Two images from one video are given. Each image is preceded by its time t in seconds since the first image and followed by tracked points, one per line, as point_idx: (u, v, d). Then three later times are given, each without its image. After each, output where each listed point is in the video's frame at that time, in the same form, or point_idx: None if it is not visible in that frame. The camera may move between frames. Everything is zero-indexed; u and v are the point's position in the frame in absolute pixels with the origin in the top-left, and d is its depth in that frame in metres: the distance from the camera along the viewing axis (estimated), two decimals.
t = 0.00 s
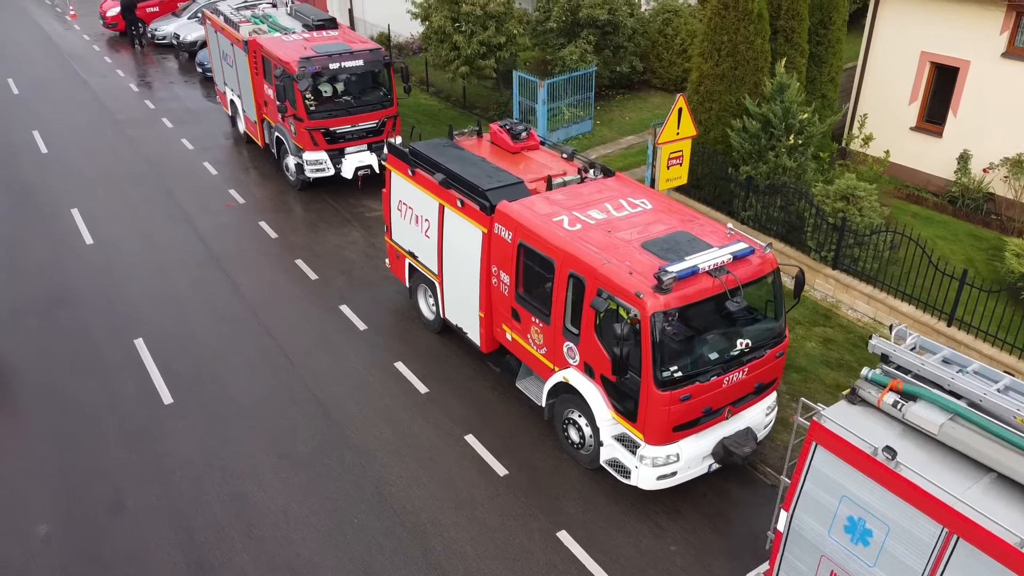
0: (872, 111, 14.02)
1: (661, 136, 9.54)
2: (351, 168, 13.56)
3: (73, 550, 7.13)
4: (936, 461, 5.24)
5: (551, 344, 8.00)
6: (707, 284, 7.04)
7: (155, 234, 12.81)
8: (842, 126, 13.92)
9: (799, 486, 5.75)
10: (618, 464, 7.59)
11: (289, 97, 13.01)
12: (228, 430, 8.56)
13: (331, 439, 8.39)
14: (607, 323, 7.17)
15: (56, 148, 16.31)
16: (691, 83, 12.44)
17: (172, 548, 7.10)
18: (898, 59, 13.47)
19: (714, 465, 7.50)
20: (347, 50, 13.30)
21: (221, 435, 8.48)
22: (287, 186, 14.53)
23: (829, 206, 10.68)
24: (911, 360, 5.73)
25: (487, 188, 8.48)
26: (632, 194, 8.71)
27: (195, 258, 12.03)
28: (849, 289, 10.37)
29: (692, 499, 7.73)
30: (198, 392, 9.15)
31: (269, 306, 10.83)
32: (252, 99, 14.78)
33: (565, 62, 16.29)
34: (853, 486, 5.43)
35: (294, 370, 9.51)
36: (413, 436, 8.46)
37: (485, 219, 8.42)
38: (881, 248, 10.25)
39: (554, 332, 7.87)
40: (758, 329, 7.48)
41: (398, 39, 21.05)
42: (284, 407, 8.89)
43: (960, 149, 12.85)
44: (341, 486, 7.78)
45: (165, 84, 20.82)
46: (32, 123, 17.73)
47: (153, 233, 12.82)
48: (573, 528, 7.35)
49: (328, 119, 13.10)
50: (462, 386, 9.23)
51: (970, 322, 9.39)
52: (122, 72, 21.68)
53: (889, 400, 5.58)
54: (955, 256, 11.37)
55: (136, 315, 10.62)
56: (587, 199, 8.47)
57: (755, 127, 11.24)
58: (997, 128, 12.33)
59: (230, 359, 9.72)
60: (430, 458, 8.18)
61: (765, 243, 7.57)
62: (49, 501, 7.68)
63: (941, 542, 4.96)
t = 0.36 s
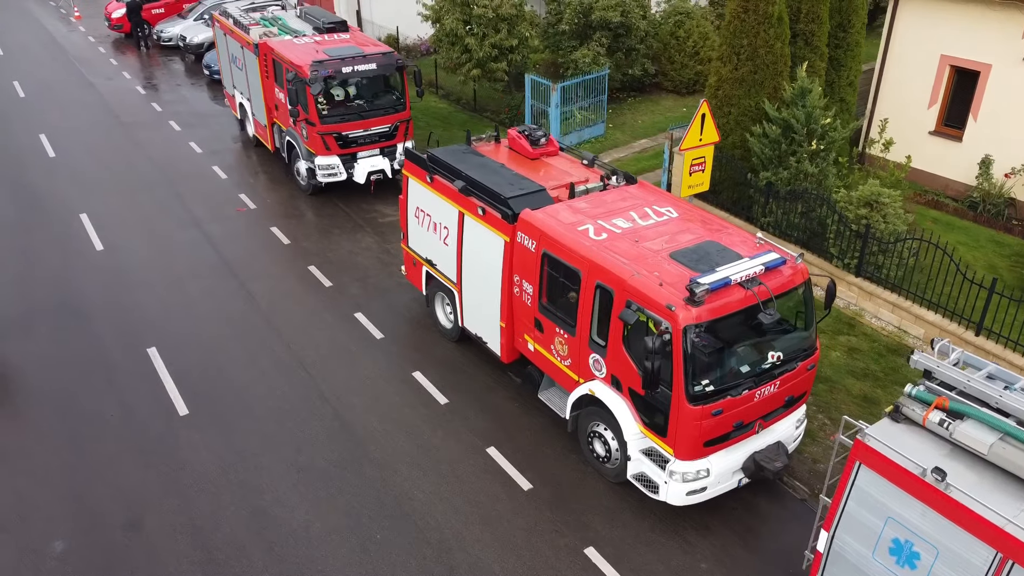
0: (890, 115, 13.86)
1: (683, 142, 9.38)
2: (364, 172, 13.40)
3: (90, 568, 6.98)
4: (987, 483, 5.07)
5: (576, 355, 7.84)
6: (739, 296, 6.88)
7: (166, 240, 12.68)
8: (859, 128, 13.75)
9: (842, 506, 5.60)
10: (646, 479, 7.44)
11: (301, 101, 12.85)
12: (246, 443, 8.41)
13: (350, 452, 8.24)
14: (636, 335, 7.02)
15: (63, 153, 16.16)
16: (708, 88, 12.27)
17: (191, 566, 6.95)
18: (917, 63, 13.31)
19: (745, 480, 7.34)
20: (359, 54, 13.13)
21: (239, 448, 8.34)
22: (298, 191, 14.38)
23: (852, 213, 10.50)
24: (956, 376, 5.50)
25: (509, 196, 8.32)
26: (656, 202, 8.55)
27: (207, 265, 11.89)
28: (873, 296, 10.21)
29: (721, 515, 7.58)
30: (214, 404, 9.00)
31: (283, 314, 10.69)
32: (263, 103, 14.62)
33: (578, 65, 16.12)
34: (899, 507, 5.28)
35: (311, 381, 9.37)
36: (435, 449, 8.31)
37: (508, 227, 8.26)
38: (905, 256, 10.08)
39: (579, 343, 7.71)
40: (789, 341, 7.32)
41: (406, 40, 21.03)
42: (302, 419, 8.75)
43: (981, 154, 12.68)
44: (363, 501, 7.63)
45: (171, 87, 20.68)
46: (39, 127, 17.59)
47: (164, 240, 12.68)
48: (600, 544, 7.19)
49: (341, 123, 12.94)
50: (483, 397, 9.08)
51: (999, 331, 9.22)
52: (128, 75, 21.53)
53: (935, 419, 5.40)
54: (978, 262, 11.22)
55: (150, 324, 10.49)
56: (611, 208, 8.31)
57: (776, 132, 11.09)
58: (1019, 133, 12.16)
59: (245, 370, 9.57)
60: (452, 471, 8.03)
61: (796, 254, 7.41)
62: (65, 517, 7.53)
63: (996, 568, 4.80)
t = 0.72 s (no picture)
0: (907, 118, 13.72)
1: (706, 146, 9.26)
2: (376, 176, 13.28)
3: None
4: None
5: (601, 364, 7.72)
6: (772, 305, 6.75)
7: (177, 245, 12.55)
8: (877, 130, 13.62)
9: (884, 520, 5.48)
10: (674, 490, 7.32)
11: (314, 103, 12.71)
12: (265, 452, 8.28)
13: (371, 462, 8.12)
14: (666, 344, 6.89)
15: (72, 156, 16.04)
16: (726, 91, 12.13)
17: None
18: (934, 64, 13.19)
19: (775, 490, 7.21)
20: (372, 56, 13.00)
21: (258, 458, 8.20)
22: (310, 194, 14.26)
23: (875, 217, 10.35)
24: (1001, 388, 5.33)
25: (532, 201, 8.19)
26: (681, 208, 8.43)
27: (220, 270, 11.76)
28: (896, 302, 10.10)
29: (750, 526, 7.46)
30: (231, 412, 8.87)
31: (299, 321, 10.56)
32: (273, 105, 14.49)
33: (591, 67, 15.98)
34: (945, 523, 5.15)
35: (330, 389, 9.24)
36: (457, 459, 8.18)
37: (531, 234, 8.13)
38: (929, 260, 9.94)
39: (606, 352, 7.58)
40: (821, 351, 7.20)
41: (415, 41, 21.00)
42: (321, 428, 8.62)
43: (1001, 157, 12.53)
44: (386, 512, 7.50)
45: (178, 88, 20.55)
46: (47, 129, 17.47)
47: (176, 244, 12.55)
48: (629, 556, 7.07)
49: (354, 126, 12.82)
50: (504, 405, 8.95)
51: None
52: (134, 76, 21.39)
53: (981, 434, 5.25)
54: (1001, 267, 11.08)
55: (164, 330, 10.36)
56: (635, 213, 8.18)
57: (796, 135, 10.95)
58: None
59: (262, 377, 9.45)
60: (474, 481, 7.90)
61: (828, 261, 7.28)
62: (83, 528, 7.41)
63: None
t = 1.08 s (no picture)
0: (926, 122, 13.60)
1: (732, 151, 9.11)
2: (391, 180, 13.14)
3: None
4: None
5: (630, 375, 7.58)
6: (809, 316, 6.60)
7: (190, 251, 12.41)
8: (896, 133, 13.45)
9: (933, 538, 5.35)
10: (706, 504, 7.19)
11: (328, 107, 12.56)
12: (286, 465, 8.15)
13: (395, 475, 7.99)
14: (699, 356, 6.75)
15: (81, 159, 15.91)
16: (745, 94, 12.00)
17: None
18: (955, 67, 13.03)
19: (809, 504, 7.07)
20: (386, 59, 12.84)
21: (281, 470, 8.08)
22: (322, 199, 14.12)
23: (901, 223, 10.20)
24: None
25: (559, 208, 8.04)
26: (709, 215, 8.28)
27: (235, 276, 11.63)
28: (923, 309, 9.90)
29: (783, 540, 7.32)
30: (250, 423, 8.74)
31: (316, 329, 10.42)
32: (285, 109, 14.34)
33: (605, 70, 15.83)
34: (998, 544, 5.01)
35: (350, 399, 9.11)
36: (482, 471, 8.05)
37: (557, 242, 7.98)
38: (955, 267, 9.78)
39: (635, 362, 7.45)
40: (856, 363, 7.05)
41: (424, 43, 20.90)
42: (342, 439, 8.49)
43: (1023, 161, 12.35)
44: (411, 527, 7.36)
45: (186, 90, 20.40)
46: (55, 133, 17.33)
47: (189, 250, 12.42)
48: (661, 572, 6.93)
49: (369, 130, 12.67)
50: (528, 415, 8.82)
51: None
52: (141, 78, 21.24)
53: None
54: None
55: (180, 338, 10.22)
56: (663, 221, 8.03)
57: (819, 140, 10.80)
58: None
59: (280, 387, 9.31)
60: (500, 494, 7.77)
61: (863, 271, 7.14)
62: (103, 543, 7.27)
63: None
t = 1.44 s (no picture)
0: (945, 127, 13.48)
1: (757, 160, 8.97)
2: (405, 187, 13.00)
3: None
4: None
5: (659, 389, 7.45)
6: (847, 331, 6.47)
7: (203, 258, 12.28)
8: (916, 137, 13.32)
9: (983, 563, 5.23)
10: (738, 521, 7.05)
11: (342, 113, 12.44)
12: (308, 479, 8.01)
13: (419, 490, 7.85)
14: (734, 371, 6.62)
15: (90, 164, 15.78)
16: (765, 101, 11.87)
17: None
18: (976, 72, 12.89)
19: (844, 522, 6.93)
20: (401, 64, 12.73)
21: (301, 485, 7.94)
22: (335, 205, 13.98)
23: (926, 232, 10.07)
24: None
25: (585, 219, 7.91)
26: (738, 225, 8.15)
27: (249, 284, 11.49)
28: (949, 319, 9.77)
29: (816, 559, 7.18)
30: (270, 436, 8.60)
31: (333, 338, 10.29)
32: (297, 114, 14.21)
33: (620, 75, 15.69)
34: None
35: (370, 411, 8.98)
36: (507, 486, 7.92)
37: (583, 253, 7.85)
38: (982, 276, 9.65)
39: (665, 377, 7.31)
40: (893, 378, 6.92)
41: (433, 47, 20.80)
42: (363, 453, 8.35)
43: None
44: (437, 544, 7.22)
45: (194, 94, 20.27)
46: (63, 137, 17.21)
47: (202, 257, 12.28)
48: None
49: (383, 135, 12.54)
50: (552, 428, 8.68)
51: None
52: (149, 82, 21.11)
53: None
54: None
55: (195, 348, 10.08)
56: (691, 232, 7.89)
57: (842, 147, 10.68)
58: None
59: (299, 399, 9.18)
60: (527, 510, 7.64)
61: (899, 284, 7.01)
62: (123, 561, 7.13)
63: None
